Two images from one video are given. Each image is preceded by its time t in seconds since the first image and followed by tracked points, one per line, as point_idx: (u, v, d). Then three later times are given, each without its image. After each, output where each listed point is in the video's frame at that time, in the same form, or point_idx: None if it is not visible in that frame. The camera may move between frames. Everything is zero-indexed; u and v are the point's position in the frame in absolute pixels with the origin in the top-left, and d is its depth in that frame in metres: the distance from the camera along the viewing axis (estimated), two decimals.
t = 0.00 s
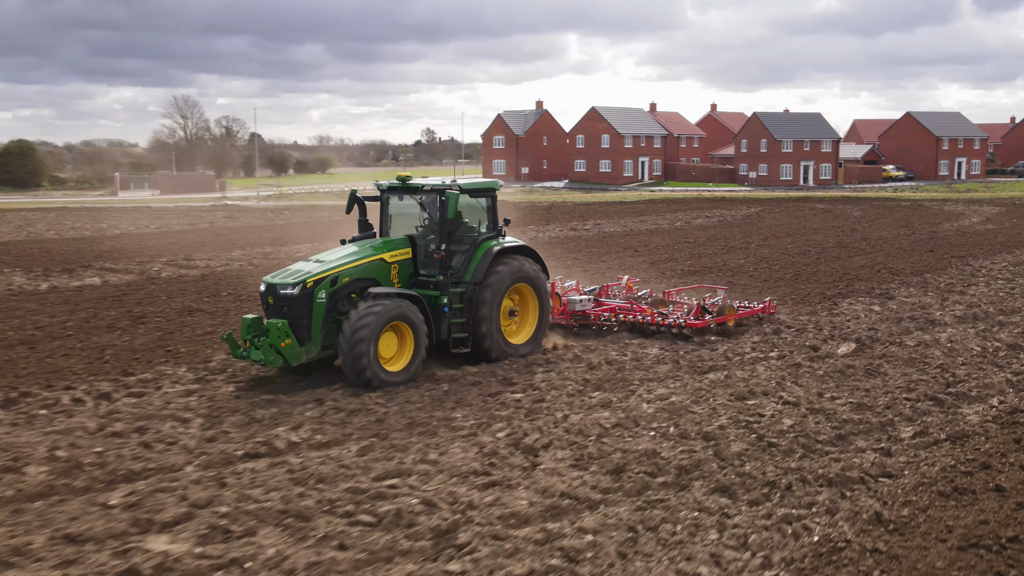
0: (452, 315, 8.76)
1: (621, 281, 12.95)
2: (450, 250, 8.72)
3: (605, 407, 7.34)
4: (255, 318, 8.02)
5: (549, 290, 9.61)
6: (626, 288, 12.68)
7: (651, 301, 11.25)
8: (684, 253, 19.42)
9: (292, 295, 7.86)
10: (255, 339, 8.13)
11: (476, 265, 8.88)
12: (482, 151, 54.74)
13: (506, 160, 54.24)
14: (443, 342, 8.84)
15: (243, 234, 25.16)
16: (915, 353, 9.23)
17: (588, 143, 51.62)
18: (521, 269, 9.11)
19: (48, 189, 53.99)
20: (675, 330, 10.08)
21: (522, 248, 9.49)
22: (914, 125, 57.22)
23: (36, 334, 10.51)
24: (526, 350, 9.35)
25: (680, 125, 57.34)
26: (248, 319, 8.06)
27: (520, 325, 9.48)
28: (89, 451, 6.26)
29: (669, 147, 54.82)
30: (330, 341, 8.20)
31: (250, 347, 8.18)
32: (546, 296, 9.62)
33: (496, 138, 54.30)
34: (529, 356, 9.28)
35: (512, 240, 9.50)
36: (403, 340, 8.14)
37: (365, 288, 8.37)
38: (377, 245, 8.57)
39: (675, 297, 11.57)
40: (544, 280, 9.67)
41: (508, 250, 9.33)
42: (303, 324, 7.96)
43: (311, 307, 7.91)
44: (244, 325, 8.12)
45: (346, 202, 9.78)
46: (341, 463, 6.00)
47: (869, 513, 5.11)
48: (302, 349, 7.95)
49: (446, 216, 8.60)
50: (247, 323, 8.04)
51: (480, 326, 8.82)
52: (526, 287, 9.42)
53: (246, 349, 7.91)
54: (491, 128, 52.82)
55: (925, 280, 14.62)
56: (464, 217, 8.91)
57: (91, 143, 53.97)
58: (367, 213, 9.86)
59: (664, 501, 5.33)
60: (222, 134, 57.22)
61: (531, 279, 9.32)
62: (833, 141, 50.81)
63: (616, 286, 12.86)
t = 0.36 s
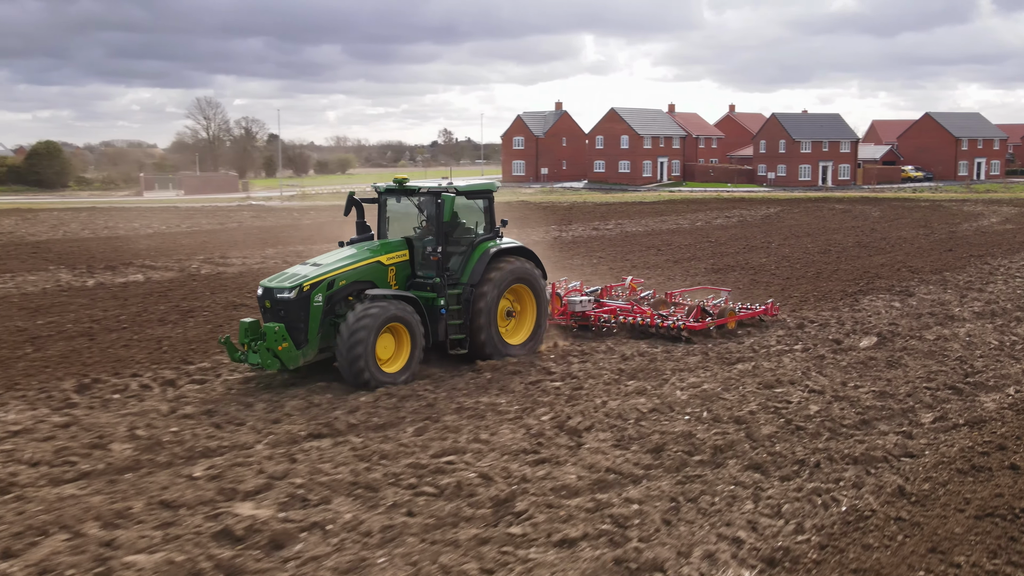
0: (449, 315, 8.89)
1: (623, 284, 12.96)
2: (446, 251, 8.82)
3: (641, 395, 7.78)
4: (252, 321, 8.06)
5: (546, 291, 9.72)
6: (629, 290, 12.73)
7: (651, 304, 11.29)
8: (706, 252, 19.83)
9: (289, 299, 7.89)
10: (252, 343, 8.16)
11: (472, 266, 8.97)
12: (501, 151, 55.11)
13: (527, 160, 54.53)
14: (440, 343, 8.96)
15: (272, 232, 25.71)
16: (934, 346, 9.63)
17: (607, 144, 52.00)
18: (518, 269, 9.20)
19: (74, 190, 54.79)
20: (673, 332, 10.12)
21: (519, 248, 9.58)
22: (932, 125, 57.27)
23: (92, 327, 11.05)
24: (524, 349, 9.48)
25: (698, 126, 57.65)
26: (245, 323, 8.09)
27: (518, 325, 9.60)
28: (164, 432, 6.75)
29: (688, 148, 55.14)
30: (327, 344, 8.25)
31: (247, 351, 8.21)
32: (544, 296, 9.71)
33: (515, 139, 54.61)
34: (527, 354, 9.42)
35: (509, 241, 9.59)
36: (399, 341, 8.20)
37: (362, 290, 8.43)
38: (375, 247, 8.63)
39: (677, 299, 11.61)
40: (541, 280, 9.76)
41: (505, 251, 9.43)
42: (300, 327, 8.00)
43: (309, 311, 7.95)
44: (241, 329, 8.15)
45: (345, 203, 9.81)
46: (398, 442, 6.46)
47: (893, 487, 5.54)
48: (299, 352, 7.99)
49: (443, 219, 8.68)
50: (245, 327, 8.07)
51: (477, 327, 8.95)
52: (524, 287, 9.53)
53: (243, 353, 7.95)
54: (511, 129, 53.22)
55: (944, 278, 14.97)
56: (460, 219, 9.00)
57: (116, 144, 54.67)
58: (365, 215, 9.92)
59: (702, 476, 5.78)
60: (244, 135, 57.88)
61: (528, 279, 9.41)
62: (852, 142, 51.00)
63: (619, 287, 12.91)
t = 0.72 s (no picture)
0: (447, 315, 8.84)
1: (627, 283, 12.93)
2: (444, 251, 8.78)
3: (674, 382, 8.19)
4: (249, 321, 8.09)
5: (546, 290, 9.64)
6: (633, 289, 12.73)
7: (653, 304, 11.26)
8: (729, 250, 20.19)
9: (284, 299, 7.92)
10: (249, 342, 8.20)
11: (470, 265, 8.93)
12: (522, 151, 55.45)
13: (547, 161, 54.85)
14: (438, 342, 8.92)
15: (302, 231, 26.21)
16: (955, 339, 9.99)
17: (627, 144, 52.33)
18: (516, 267, 9.15)
19: (101, 190, 55.54)
20: (674, 332, 10.11)
21: (518, 247, 9.51)
22: (953, 126, 57.25)
23: (144, 320, 11.55)
24: (523, 349, 9.41)
25: (718, 126, 57.91)
26: (242, 323, 8.12)
27: (517, 324, 9.53)
28: (227, 415, 7.20)
29: (708, 148, 55.40)
30: (324, 344, 8.28)
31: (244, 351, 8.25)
32: (543, 295, 9.64)
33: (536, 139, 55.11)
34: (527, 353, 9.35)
35: (508, 240, 9.53)
36: (396, 340, 8.21)
37: (359, 290, 8.44)
38: (372, 247, 8.65)
39: (681, 298, 11.61)
40: (541, 278, 9.70)
41: (504, 250, 9.37)
42: (296, 327, 8.03)
43: (304, 310, 7.97)
44: (237, 328, 8.18)
45: (345, 202, 9.84)
46: (449, 423, 6.88)
47: (917, 464, 5.93)
48: (295, 352, 8.02)
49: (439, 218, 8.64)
50: (241, 327, 8.10)
51: (474, 326, 8.89)
52: (523, 286, 9.46)
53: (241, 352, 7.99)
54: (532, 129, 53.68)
55: (965, 276, 15.29)
56: (458, 218, 8.95)
57: (142, 145, 55.38)
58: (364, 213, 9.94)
59: (737, 455, 6.17)
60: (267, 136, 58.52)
61: (527, 278, 9.35)
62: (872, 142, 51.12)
63: (624, 287, 12.94)
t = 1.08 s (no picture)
0: (447, 312, 8.86)
1: (633, 281, 12.93)
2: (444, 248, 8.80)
3: (711, 371, 8.54)
4: (249, 316, 8.16)
5: (547, 289, 9.67)
6: (638, 289, 12.79)
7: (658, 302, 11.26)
8: (754, 248, 20.48)
9: (284, 293, 7.98)
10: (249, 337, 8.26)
11: (470, 262, 8.96)
12: (545, 151, 55.78)
13: (570, 161, 55.29)
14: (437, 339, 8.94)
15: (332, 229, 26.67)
16: (981, 332, 10.29)
17: (650, 144, 52.60)
18: (517, 264, 9.18)
19: (130, 189, 56.26)
20: (678, 331, 10.14)
21: (518, 245, 9.53)
22: (977, 125, 57.07)
23: (194, 312, 12.02)
24: (524, 348, 9.42)
25: (741, 126, 58.03)
26: (241, 318, 8.17)
27: (518, 323, 9.55)
28: (288, 398, 7.63)
29: (730, 149, 55.56)
30: (323, 339, 8.33)
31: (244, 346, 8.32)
32: (544, 293, 9.67)
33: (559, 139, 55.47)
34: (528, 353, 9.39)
35: (508, 237, 9.55)
36: (396, 336, 8.26)
37: (358, 286, 8.49)
38: (372, 244, 8.69)
39: (685, 297, 11.68)
40: (542, 277, 9.72)
41: (504, 247, 9.39)
42: (295, 322, 8.08)
43: (303, 305, 8.03)
44: (237, 324, 8.23)
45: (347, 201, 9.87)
46: (499, 406, 7.27)
47: (947, 445, 6.26)
48: (294, 347, 8.07)
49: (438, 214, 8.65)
50: (241, 322, 8.15)
51: (474, 323, 8.91)
52: (523, 284, 9.48)
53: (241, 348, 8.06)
54: (555, 129, 54.05)
55: (990, 273, 15.52)
56: (458, 215, 8.97)
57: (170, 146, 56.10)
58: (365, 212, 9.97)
59: (775, 436, 6.53)
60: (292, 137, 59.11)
61: (527, 275, 9.38)
62: (896, 142, 51.10)
63: (628, 287, 13.00)
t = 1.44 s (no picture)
0: (449, 310, 8.84)
1: (642, 280, 12.90)
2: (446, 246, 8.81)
3: (750, 362, 8.88)
4: (249, 314, 8.17)
5: (551, 288, 9.64)
6: (646, 287, 12.74)
7: (666, 301, 11.20)
8: (782, 246, 20.75)
9: (284, 291, 8.01)
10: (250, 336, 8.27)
11: (473, 261, 8.96)
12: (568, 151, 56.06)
13: (593, 160, 55.60)
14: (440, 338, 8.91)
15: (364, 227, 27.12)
16: (1012, 326, 10.56)
17: (673, 144, 52.82)
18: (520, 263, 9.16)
19: (158, 189, 56.93)
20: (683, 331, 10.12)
21: (521, 244, 9.53)
22: (1002, 125, 56.87)
23: (243, 305, 12.46)
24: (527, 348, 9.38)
25: (764, 126, 58.12)
26: (242, 317, 8.17)
27: (521, 322, 9.53)
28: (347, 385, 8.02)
29: (753, 148, 55.67)
30: (324, 338, 8.34)
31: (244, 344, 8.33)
32: (547, 293, 9.64)
33: (582, 139, 55.78)
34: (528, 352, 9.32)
35: (511, 237, 9.55)
36: (396, 335, 8.24)
37: (360, 285, 8.52)
38: (375, 242, 8.72)
39: (692, 297, 11.65)
40: (546, 276, 9.70)
41: (507, 247, 9.39)
42: (296, 321, 8.10)
43: (304, 304, 8.05)
44: (238, 322, 8.25)
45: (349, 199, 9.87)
46: (550, 391, 7.65)
47: (983, 429, 6.58)
48: (294, 345, 8.08)
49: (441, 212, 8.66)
50: (242, 320, 8.15)
51: (477, 322, 8.88)
52: (527, 283, 9.46)
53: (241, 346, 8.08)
54: (579, 129, 54.36)
55: (1018, 270, 15.74)
56: (461, 213, 9.00)
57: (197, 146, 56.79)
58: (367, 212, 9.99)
59: (817, 420, 6.86)
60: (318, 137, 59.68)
61: (531, 274, 9.35)
62: (920, 141, 51.04)
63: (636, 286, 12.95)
